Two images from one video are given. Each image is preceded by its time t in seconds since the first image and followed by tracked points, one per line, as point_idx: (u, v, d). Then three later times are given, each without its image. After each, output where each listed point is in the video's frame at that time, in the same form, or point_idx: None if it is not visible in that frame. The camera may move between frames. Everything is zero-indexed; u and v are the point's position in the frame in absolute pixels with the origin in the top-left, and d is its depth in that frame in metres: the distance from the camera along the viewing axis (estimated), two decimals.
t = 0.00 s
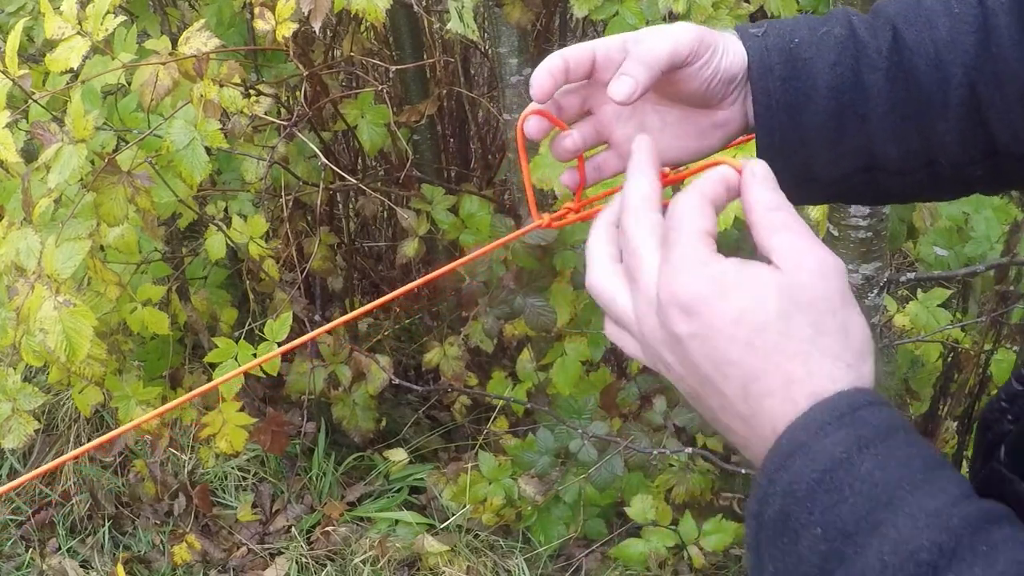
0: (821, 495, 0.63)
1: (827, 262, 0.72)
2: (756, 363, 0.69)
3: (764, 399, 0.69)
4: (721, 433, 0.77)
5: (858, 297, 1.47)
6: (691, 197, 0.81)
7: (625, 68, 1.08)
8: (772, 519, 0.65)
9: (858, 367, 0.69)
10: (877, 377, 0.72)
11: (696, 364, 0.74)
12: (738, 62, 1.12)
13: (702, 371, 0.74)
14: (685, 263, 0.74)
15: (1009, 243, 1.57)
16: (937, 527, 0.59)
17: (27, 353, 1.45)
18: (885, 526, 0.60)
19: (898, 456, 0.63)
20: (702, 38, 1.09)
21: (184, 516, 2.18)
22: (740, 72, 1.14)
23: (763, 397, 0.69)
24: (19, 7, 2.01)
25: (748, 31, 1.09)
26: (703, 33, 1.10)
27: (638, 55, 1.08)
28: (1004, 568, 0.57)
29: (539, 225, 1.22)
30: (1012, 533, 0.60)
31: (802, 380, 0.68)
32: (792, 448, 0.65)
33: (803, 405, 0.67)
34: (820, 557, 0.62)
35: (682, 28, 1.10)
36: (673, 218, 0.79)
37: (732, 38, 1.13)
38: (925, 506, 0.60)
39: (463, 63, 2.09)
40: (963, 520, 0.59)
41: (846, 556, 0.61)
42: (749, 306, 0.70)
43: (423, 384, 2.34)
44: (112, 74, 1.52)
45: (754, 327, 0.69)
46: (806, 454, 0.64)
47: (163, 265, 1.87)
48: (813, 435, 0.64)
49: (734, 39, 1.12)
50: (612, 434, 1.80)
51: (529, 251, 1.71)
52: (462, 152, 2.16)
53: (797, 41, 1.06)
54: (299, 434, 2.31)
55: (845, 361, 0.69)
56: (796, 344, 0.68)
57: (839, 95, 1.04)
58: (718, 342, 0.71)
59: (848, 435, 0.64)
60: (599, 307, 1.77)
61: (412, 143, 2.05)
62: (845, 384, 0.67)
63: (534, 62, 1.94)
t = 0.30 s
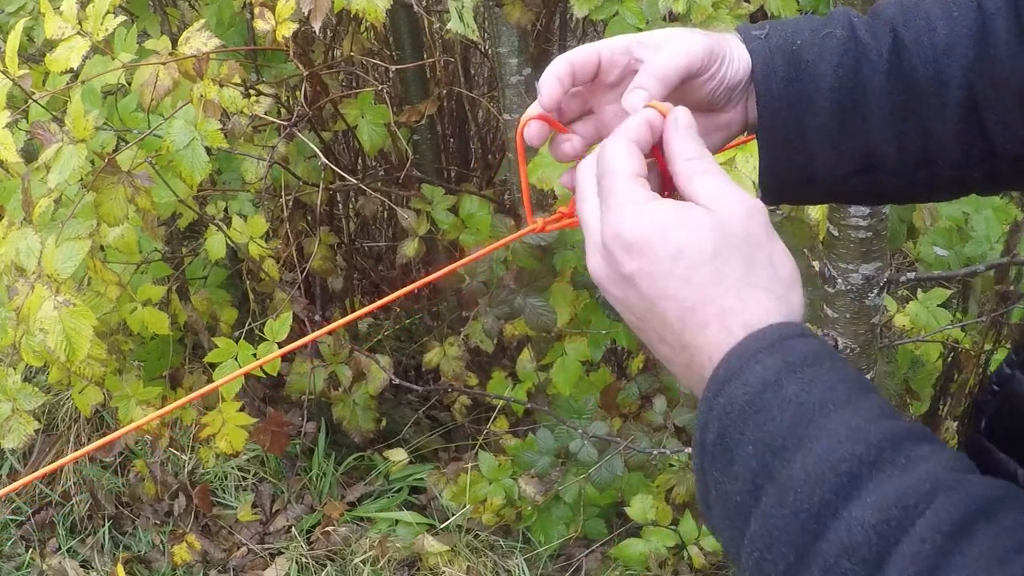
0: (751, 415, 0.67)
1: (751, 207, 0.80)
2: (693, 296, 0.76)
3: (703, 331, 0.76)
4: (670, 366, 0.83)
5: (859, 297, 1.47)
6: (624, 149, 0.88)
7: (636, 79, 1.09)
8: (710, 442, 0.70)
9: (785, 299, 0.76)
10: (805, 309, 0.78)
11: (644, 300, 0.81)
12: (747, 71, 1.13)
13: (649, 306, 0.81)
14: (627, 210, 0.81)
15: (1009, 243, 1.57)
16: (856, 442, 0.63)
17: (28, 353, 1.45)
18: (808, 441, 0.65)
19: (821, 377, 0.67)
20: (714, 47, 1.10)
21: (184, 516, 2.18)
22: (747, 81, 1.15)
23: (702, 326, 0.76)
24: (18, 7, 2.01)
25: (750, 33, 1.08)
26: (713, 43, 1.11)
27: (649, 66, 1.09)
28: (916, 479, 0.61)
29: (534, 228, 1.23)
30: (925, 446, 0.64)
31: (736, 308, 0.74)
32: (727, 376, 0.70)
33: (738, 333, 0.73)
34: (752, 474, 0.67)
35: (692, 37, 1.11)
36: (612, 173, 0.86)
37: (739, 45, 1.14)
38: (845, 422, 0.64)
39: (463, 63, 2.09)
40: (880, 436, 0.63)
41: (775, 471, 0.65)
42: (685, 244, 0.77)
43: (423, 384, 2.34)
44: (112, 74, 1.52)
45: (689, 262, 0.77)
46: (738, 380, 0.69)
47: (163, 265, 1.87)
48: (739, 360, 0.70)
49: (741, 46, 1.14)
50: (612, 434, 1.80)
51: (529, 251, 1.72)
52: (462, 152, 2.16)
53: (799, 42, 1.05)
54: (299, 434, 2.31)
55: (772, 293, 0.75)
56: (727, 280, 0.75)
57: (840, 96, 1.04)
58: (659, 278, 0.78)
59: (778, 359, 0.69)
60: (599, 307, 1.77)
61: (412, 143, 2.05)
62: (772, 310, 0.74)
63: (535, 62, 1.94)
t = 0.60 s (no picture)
0: (703, 385, 0.67)
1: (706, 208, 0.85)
2: (653, 275, 0.78)
3: (661, 312, 0.76)
4: (632, 362, 0.82)
5: (858, 297, 1.46)
6: (590, 150, 0.94)
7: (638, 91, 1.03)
8: (667, 417, 0.70)
9: (738, 288, 0.78)
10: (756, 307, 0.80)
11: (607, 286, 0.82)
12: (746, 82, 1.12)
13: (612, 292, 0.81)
14: (597, 199, 0.85)
15: (1009, 243, 1.57)
16: (803, 409, 0.63)
17: (28, 353, 1.45)
18: (757, 407, 0.64)
19: (770, 352, 0.68)
20: (716, 58, 1.07)
21: (184, 516, 2.18)
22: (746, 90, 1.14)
23: (661, 309, 0.76)
24: (19, 7, 2.01)
25: (747, 43, 1.07)
26: (715, 54, 1.08)
27: (652, 77, 1.04)
28: (861, 441, 0.60)
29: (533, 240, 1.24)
30: (872, 415, 0.63)
31: (695, 287, 0.76)
32: (683, 353, 0.70)
33: (694, 312, 0.74)
34: (703, 442, 0.66)
35: (695, 48, 1.08)
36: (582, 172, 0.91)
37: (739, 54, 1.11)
38: (792, 392, 0.64)
39: (463, 62, 2.09)
40: (827, 403, 0.63)
41: (724, 437, 0.65)
42: (649, 228, 0.81)
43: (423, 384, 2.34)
44: (112, 74, 1.52)
45: (653, 242, 0.80)
46: (693, 354, 0.69)
47: (163, 265, 1.87)
48: (693, 330, 0.71)
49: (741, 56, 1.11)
50: (612, 435, 1.81)
51: (530, 252, 1.75)
52: (462, 152, 2.17)
53: (795, 51, 1.04)
54: (299, 434, 2.31)
55: (726, 280, 0.78)
56: (684, 264, 0.78)
57: (835, 105, 1.03)
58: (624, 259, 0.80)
59: (730, 337, 0.69)
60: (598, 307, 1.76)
61: (412, 143, 2.06)
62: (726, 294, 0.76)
63: (534, 62, 1.94)
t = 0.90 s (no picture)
0: (694, 330, 0.69)
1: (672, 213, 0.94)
2: (643, 233, 0.83)
3: (654, 268, 0.79)
4: (617, 332, 0.84)
5: (858, 297, 1.46)
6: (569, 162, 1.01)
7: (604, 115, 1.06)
8: (655, 362, 0.72)
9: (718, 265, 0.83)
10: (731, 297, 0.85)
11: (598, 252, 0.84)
12: (725, 101, 1.11)
13: (601, 257, 0.84)
14: (580, 188, 0.92)
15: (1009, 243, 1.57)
16: (787, 351, 0.65)
17: (28, 353, 1.45)
18: (743, 349, 0.67)
19: (757, 303, 0.70)
20: (691, 84, 1.08)
21: (184, 516, 2.18)
22: (729, 108, 1.13)
23: (654, 264, 0.79)
24: (19, 7, 2.02)
25: (738, 49, 1.05)
26: (690, 78, 1.08)
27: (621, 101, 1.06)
28: (840, 380, 0.62)
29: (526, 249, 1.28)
30: (853, 363, 0.65)
31: (682, 244, 0.82)
32: (678, 303, 0.72)
33: (687, 261, 0.79)
34: (691, 383, 0.68)
35: (670, 72, 1.07)
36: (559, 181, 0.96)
37: (722, 72, 1.10)
38: (777, 337, 0.66)
39: (463, 62, 2.09)
40: (810, 348, 0.65)
41: (710, 377, 0.67)
42: (631, 200, 0.88)
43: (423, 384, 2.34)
44: (112, 75, 1.52)
45: (638, 211, 0.86)
46: (685, 303, 0.72)
47: (163, 265, 1.87)
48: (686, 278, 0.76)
49: (724, 74, 1.10)
50: (612, 435, 1.81)
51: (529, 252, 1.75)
52: (462, 152, 2.17)
53: (788, 57, 1.03)
54: (299, 434, 2.31)
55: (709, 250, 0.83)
56: (671, 230, 0.84)
57: (829, 111, 1.02)
58: (616, 222, 0.85)
59: (722, 291, 0.71)
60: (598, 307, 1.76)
61: (412, 143, 2.06)
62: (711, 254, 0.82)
63: (534, 62, 1.94)
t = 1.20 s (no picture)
0: (686, 309, 0.70)
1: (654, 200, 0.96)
2: (638, 220, 0.84)
3: (649, 252, 0.80)
4: (612, 316, 0.84)
5: (858, 297, 1.46)
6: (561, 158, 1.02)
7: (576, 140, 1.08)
8: (648, 340, 0.72)
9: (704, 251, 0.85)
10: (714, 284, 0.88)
11: (594, 237, 0.84)
12: (702, 113, 1.10)
13: (597, 241, 0.84)
14: (569, 177, 0.92)
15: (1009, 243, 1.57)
16: (776, 326, 0.65)
17: (28, 353, 1.45)
18: (733, 325, 0.67)
19: (748, 283, 0.71)
20: (660, 105, 1.07)
21: (184, 516, 2.18)
22: (708, 116, 1.11)
23: (649, 246, 0.81)
24: (18, 7, 2.02)
25: (730, 45, 1.02)
26: (660, 99, 1.07)
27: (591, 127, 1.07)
28: (828, 353, 0.63)
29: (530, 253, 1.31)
30: (842, 339, 0.66)
31: (673, 227, 0.84)
32: (670, 284, 0.73)
33: (681, 244, 0.81)
34: (682, 360, 0.69)
35: (640, 94, 1.07)
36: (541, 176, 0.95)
37: (699, 83, 1.08)
38: (768, 314, 0.67)
39: (463, 62, 2.09)
40: (800, 323, 0.66)
41: (701, 352, 0.68)
42: (618, 185, 0.89)
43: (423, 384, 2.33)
44: (112, 75, 1.52)
45: (627, 196, 0.88)
46: (677, 283, 0.73)
47: (163, 265, 1.87)
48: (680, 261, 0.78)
49: (700, 87, 1.08)
50: (612, 435, 1.81)
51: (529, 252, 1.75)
52: (462, 152, 2.17)
53: (780, 54, 1.01)
54: (299, 434, 2.31)
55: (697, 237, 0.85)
56: (662, 216, 0.85)
57: (821, 109, 1.01)
58: (608, 208, 0.86)
59: (713, 271, 0.72)
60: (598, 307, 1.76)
61: (412, 143, 2.05)
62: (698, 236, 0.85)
63: (534, 62, 1.95)
